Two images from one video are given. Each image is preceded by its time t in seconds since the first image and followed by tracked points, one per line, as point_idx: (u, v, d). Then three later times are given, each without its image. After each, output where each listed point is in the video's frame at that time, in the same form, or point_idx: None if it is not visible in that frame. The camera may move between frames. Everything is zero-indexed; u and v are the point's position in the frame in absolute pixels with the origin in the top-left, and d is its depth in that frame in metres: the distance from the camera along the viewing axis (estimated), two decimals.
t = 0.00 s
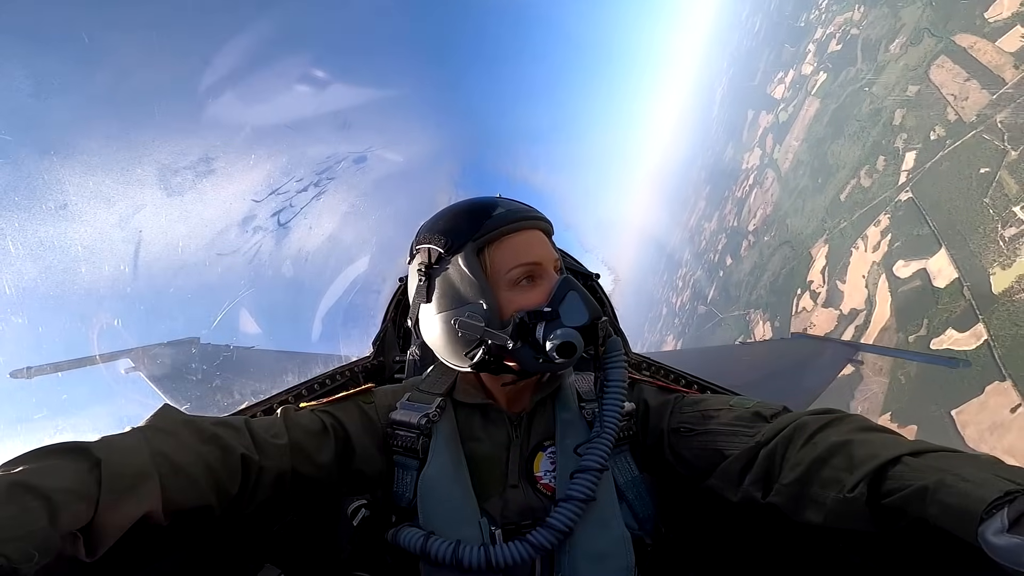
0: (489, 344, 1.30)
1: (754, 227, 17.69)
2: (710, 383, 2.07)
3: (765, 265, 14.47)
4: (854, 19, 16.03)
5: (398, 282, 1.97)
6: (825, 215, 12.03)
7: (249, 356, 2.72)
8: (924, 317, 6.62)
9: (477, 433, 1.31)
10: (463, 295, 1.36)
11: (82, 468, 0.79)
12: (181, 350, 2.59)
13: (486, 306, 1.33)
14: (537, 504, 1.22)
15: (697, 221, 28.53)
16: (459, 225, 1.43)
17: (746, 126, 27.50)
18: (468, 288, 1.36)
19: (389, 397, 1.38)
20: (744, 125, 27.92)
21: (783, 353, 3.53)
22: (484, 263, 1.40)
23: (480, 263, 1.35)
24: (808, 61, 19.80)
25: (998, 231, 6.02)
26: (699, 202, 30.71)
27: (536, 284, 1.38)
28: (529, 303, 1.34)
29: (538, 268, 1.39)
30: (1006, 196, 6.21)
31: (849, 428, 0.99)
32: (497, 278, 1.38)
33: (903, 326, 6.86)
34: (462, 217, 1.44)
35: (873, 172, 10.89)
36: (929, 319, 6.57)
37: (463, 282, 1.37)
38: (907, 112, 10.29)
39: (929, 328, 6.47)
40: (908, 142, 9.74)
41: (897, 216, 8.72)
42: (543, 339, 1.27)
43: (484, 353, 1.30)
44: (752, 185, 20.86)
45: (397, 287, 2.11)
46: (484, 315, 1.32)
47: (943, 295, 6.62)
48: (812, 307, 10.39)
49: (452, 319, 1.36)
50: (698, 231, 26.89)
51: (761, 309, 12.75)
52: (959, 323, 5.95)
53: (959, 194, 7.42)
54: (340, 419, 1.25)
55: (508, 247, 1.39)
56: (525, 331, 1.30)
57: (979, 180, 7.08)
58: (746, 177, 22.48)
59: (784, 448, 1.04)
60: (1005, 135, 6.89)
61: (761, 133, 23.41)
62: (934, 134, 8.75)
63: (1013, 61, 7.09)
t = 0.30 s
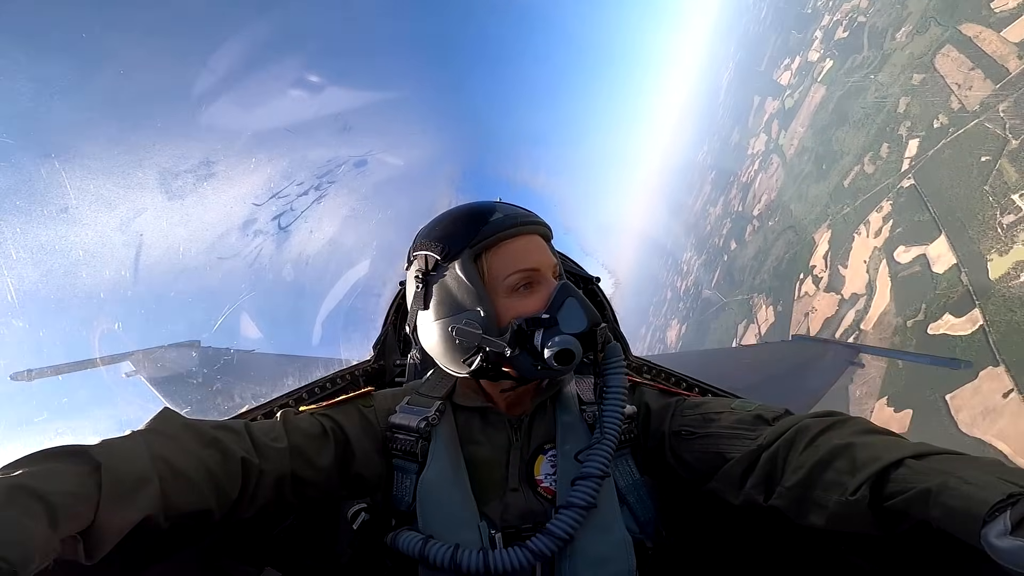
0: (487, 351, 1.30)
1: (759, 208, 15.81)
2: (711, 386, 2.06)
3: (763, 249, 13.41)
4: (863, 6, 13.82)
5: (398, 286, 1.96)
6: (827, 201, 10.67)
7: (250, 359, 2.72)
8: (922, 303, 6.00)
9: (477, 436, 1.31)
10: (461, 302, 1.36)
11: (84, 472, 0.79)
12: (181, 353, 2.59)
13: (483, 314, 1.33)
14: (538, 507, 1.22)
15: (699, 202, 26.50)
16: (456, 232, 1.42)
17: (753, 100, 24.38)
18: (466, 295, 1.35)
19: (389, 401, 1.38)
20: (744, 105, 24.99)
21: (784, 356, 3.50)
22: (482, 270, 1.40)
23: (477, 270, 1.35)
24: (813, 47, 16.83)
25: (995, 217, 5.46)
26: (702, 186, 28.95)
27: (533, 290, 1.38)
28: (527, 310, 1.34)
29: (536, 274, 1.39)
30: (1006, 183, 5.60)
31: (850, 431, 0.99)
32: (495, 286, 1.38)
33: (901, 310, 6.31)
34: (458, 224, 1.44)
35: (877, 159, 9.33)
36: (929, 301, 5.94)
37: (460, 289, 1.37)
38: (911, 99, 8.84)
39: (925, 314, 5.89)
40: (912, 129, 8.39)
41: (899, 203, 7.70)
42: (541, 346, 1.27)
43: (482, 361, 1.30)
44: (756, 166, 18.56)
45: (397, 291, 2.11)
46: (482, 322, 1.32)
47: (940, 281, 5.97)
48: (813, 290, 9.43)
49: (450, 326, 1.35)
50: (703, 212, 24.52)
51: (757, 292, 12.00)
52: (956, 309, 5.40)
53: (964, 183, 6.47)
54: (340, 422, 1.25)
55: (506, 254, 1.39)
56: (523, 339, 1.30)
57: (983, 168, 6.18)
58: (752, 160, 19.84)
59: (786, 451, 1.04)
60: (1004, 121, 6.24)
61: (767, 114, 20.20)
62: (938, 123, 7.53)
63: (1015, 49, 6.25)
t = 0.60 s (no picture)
0: (484, 343, 1.30)
1: (766, 191, 13.26)
2: (710, 388, 2.06)
3: (773, 233, 11.28)
4: None
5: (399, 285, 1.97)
6: (832, 187, 8.89)
7: (250, 356, 2.71)
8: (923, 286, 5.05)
9: (476, 435, 1.31)
10: (460, 295, 1.37)
11: (79, 469, 0.79)
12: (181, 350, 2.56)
13: (481, 306, 1.33)
14: (537, 506, 1.21)
15: (710, 176, 23.37)
16: (459, 226, 1.44)
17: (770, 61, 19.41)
18: (465, 287, 1.36)
19: (388, 400, 1.39)
20: (761, 74, 20.35)
21: (785, 359, 3.51)
22: (482, 265, 1.40)
23: (477, 265, 1.35)
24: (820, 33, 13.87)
25: (994, 204, 4.50)
26: (714, 154, 24.37)
27: (532, 284, 1.38)
28: (525, 304, 1.34)
29: (535, 269, 1.39)
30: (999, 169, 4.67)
31: (848, 435, 0.99)
32: (494, 279, 1.39)
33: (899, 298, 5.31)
34: (461, 220, 1.46)
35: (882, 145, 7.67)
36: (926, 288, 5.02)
37: (460, 282, 1.37)
38: (917, 88, 6.99)
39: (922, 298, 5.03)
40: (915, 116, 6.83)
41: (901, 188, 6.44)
42: (538, 339, 1.27)
43: (478, 352, 1.30)
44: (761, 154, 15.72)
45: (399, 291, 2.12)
46: (479, 315, 1.32)
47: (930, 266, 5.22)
48: (817, 275, 8.08)
49: (449, 318, 1.36)
50: (712, 195, 21.59)
51: (765, 276, 10.24)
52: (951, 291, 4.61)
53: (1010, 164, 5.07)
54: (339, 421, 1.25)
55: (506, 249, 1.39)
56: (521, 331, 1.29)
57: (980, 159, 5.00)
58: (758, 146, 16.66)
59: (785, 454, 1.04)
60: None
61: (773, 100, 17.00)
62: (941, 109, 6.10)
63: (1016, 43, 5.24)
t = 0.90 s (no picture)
0: (478, 333, 1.30)
1: (770, 177, 12.54)
2: (709, 389, 2.06)
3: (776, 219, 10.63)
4: None
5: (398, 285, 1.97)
6: (835, 173, 8.45)
7: (249, 355, 2.70)
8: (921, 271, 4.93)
9: (475, 433, 1.31)
10: (457, 286, 1.38)
11: (78, 468, 0.79)
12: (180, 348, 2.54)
13: (476, 296, 1.33)
14: (536, 504, 1.21)
15: (713, 157, 22.66)
16: (460, 224, 1.47)
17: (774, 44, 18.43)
18: (461, 279, 1.37)
19: (387, 399, 1.40)
20: (763, 55, 19.49)
21: (785, 360, 3.52)
22: (481, 259, 1.42)
23: (474, 257, 1.36)
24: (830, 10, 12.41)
25: (994, 193, 4.32)
26: (720, 133, 23.43)
27: (527, 279, 1.38)
28: (519, 296, 1.34)
29: (531, 264, 1.40)
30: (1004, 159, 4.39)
31: (847, 436, 0.99)
32: (492, 273, 1.39)
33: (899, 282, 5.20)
34: (463, 218, 1.48)
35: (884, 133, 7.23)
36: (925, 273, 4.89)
37: (458, 275, 1.38)
38: (921, 78, 6.46)
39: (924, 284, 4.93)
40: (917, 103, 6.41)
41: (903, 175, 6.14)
42: (530, 331, 1.26)
43: (472, 341, 1.31)
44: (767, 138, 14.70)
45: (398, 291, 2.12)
46: (474, 306, 1.33)
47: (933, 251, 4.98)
48: (819, 261, 7.70)
49: (446, 309, 1.37)
50: (714, 179, 20.64)
51: (770, 263, 9.79)
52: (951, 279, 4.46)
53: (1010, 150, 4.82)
54: (337, 420, 1.25)
55: (503, 244, 1.41)
56: (514, 322, 1.29)
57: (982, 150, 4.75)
58: (763, 134, 15.60)
59: (784, 454, 1.04)
60: None
61: (777, 86, 15.96)
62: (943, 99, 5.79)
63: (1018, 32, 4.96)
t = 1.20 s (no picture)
0: (475, 332, 1.31)
1: (774, 164, 12.27)
2: (708, 389, 2.06)
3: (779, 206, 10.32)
4: None
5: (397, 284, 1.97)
6: (839, 162, 8.35)
7: (248, 355, 2.70)
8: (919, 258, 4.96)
9: (475, 433, 1.31)
10: (455, 285, 1.38)
11: (77, 468, 0.79)
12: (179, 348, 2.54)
13: (474, 295, 1.34)
14: (535, 504, 1.21)
15: (719, 143, 22.30)
16: (459, 223, 1.47)
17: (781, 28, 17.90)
18: (459, 278, 1.37)
19: (387, 398, 1.40)
20: (768, 43, 19.22)
21: (784, 361, 3.52)
22: (479, 258, 1.42)
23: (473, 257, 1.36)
24: None
25: (993, 182, 4.31)
26: (726, 118, 23.01)
27: (526, 279, 1.38)
28: (517, 295, 1.34)
29: (529, 264, 1.39)
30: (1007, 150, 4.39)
31: (846, 436, 0.99)
32: (490, 272, 1.40)
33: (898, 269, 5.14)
34: (462, 217, 1.48)
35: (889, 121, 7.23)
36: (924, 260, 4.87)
37: (456, 274, 1.38)
38: (927, 68, 6.41)
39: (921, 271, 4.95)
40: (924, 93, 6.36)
41: (907, 164, 6.11)
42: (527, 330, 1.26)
43: (468, 340, 1.31)
44: (771, 125, 14.56)
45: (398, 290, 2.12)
46: (472, 305, 1.33)
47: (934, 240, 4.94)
48: (821, 247, 7.56)
49: (444, 308, 1.37)
50: (719, 164, 20.27)
51: (772, 249, 9.75)
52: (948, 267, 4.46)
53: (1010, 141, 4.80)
54: (337, 420, 1.25)
55: (501, 243, 1.41)
56: (511, 321, 1.30)
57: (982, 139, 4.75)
58: (769, 121, 15.16)
59: (783, 454, 1.04)
60: None
61: (783, 72, 15.55)
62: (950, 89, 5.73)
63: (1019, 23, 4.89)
